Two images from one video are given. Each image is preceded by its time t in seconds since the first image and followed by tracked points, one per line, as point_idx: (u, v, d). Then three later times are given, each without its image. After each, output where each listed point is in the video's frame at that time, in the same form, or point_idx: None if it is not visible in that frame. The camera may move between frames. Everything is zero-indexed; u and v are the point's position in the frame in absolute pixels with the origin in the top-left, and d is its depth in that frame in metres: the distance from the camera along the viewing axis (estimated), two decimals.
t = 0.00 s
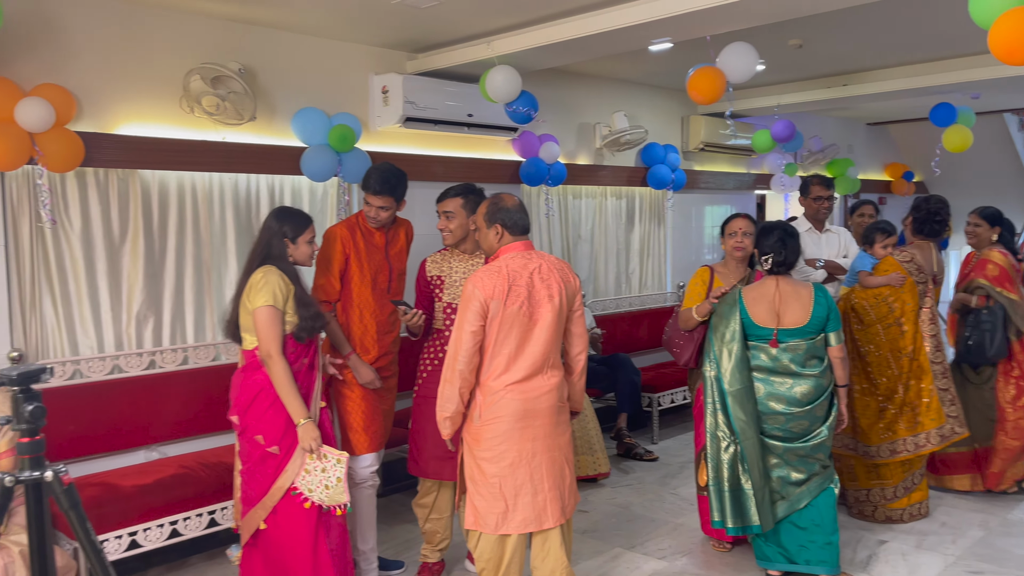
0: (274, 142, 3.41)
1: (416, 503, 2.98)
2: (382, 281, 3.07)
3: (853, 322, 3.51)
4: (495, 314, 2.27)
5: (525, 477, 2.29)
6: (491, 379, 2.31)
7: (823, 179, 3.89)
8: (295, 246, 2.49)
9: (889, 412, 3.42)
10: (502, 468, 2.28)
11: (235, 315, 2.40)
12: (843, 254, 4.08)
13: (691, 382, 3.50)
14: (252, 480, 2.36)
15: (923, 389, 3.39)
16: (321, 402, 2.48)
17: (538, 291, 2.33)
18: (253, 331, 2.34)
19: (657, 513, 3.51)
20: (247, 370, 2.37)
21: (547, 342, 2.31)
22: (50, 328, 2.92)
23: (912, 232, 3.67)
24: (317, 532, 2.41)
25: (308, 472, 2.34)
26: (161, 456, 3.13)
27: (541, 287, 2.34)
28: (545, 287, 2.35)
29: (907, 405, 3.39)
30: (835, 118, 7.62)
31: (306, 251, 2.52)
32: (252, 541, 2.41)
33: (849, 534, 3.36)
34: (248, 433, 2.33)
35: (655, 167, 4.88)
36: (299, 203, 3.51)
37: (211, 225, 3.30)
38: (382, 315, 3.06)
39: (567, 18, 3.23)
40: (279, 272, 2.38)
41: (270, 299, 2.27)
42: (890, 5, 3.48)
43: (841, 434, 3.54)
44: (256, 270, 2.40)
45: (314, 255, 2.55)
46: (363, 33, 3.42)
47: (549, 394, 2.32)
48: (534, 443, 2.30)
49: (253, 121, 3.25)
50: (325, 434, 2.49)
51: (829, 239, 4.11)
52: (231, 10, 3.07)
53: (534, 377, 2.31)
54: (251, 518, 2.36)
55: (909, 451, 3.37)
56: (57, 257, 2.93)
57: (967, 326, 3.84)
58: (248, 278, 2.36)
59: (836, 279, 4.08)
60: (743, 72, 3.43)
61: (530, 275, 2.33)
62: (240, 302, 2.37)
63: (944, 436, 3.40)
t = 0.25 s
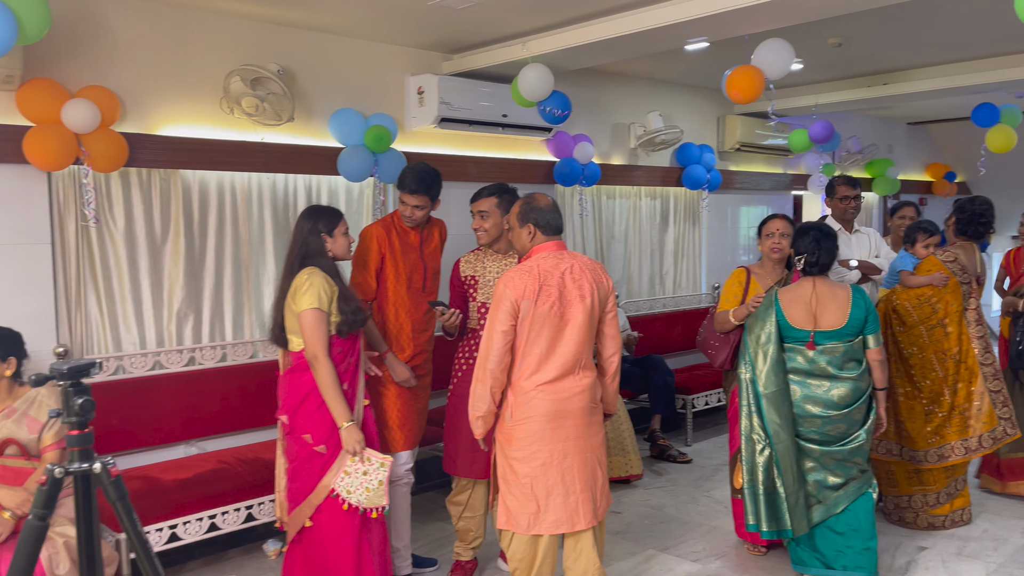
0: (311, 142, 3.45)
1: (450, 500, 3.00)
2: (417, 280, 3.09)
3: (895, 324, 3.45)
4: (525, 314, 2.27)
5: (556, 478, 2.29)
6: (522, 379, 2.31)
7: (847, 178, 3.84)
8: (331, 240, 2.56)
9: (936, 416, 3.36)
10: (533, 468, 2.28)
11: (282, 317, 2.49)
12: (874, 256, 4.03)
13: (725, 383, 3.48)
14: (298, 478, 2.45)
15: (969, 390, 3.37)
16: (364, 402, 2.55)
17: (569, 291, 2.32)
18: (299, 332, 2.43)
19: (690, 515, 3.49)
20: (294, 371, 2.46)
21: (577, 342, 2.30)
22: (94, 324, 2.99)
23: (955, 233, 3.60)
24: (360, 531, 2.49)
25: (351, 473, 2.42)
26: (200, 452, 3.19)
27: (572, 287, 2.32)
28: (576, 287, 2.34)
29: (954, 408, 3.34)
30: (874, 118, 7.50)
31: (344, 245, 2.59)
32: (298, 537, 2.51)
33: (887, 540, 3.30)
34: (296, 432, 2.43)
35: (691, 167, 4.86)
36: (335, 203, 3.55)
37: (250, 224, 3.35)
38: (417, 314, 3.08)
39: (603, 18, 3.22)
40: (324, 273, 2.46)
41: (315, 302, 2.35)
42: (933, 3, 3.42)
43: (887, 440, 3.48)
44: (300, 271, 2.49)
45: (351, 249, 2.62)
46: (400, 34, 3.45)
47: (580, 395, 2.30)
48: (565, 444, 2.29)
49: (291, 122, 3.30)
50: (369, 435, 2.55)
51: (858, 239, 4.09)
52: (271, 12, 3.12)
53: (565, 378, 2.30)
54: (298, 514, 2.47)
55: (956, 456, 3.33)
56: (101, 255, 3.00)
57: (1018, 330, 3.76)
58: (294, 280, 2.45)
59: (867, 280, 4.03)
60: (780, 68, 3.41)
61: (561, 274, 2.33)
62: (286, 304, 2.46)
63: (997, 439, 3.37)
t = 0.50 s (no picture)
0: (353, 140, 3.48)
1: (489, 497, 3.01)
2: (456, 277, 3.09)
3: (942, 326, 3.37)
4: (560, 312, 2.27)
5: (591, 477, 2.27)
6: (557, 378, 2.30)
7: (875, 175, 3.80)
8: (375, 236, 2.65)
9: (985, 420, 3.28)
10: (568, 466, 2.27)
11: (330, 314, 2.61)
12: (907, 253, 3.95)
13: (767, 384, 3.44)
14: (351, 474, 2.60)
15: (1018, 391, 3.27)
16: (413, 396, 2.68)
17: (604, 289, 2.30)
18: (348, 330, 2.54)
19: (730, 516, 3.45)
20: (345, 367, 2.59)
21: (612, 341, 2.27)
22: (143, 318, 3.06)
23: (1010, 232, 3.49)
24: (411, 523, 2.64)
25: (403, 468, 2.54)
26: (244, 444, 3.25)
27: (607, 285, 2.30)
28: (612, 284, 2.31)
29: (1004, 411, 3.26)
30: (922, 115, 7.33)
31: (385, 240, 2.69)
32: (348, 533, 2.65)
33: (934, 545, 3.23)
34: (349, 428, 2.57)
35: (733, 165, 4.82)
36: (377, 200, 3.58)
37: (294, 221, 3.39)
38: (456, 311, 3.09)
39: (646, 14, 3.20)
40: (369, 270, 2.57)
41: (364, 300, 2.47)
42: None
43: (932, 445, 3.40)
44: (346, 268, 2.58)
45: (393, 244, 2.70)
46: (441, 32, 3.46)
47: (615, 394, 2.27)
48: (600, 444, 2.26)
49: (334, 120, 3.34)
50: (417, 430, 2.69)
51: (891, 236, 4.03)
52: (316, 12, 3.16)
53: (600, 377, 2.27)
54: (350, 509, 2.61)
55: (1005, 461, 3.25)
56: (150, 250, 3.07)
57: None
58: (341, 278, 2.55)
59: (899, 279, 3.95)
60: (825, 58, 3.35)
61: (596, 272, 2.30)
62: (333, 302, 2.58)
63: None
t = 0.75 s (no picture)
0: (403, 136, 3.51)
1: (538, 491, 3.02)
2: (504, 272, 3.09)
3: (1002, 325, 3.27)
4: (599, 308, 2.26)
5: (632, 476, 2.23)
6: (598, 374, 2.28)
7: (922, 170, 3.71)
8: (426, 232, 2.69)
9: None
10: (611, 462, 2.25)
11: (385, 310, 2.68)
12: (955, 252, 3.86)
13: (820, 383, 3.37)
14: (406, 467, 2.72)
15: None
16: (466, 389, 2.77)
17: (644, 285, 2.24)
18: (403, 325, 2.63)
19: (781, 516, 3.40)
20: (401, 362, 2.69)
21: (653, 338, 2.22)
22: (200, 310, 3.14)
23: None
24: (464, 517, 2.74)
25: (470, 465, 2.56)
26: (296, 435, 3.31)
27: (648, 280, 2.24)
28: (654, 279, 2.25)
29: None
30: (982, 108, 7.10)
31: (437, 235, 2.73)
32: (402, 526, 2.77)
33: (995, 550, 3.13)
34: (405, 423, 2.70)
35: (785, 159, 4.74)
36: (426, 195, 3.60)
37: (345, 216, 3.44)
38: (504, 305, 3.10)
39: (699, 7, 3.16)
40: (424, 266, 2.64)
41: (419, 298, 2.54)
42: None
43: (991, 448, 3.32)
44: (400, 265, 2.64)
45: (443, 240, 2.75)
46: (491, 28, 3.47)
47: (657, 392, 2.22)
48: (642, 442, 2.22)
49: (385, 116, 3.38)
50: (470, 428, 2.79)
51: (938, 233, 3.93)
52: (368, 9, 3.19)
53: (641, 374, 2.22)
54: (405, 501, 2.73)
55: None
56: (206, 244, 3.14)
57: None
58: (395, 274, 2.62)
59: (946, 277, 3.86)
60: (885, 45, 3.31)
61: (636, 267, 2.26)
62: (388, 299, 2.65)
63: None
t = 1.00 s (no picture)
0: (449, 132, 3.54)
1: (584, 484, 3.04)
2: (548, 266, 3.10)
3: None
4: (633, 302, 2.26)
5: (668, 472, 2.20)
6: (637, 369, 2.27)
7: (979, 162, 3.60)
8: (475, 225, 2.74)
9: None
10: (649, 458, 2.24)
11: (435, 302, 2.74)
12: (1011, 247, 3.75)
13: (871, 381, 3.31)
14: (454, 460, 2.75)
15: None
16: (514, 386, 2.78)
17: (678, 279, 2.19)
18: (452, 319, 2.70)
19: (829, 515, 3.35)
20: (450, 356, 2.73)
21: (688, 333, 2.16)
22: (251, 303, 3.21)
23: None
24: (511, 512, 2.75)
25: (508, 460, 2.64)
26: (343, 426, 3.37)
27: (683, 274, 2.18)
28: (690, 273, 2.19)
29: None
30: None
31: (485, 230, 2.78)
32: (448, 518, 2.80)
33: None
34: (453, 415, 2.72)
35: (836, 152, 4.66)
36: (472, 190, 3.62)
37: (392, 210, 3.47)
38: (549, 299, 3.10)
39: None
40: (473, 261, 2.69)
41: (468, 292, 2.58)
42: None
43: None
44: (450, 258, 2.71)
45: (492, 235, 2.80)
46: (537, 22, 3.47)
47: (693, 388, 2.16)
48: (679, 438, 2.18)
49: (432, 111, 3.41)
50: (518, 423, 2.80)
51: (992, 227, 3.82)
52: (415, 4, 3.21)
53: (676, 370, 2.18)
54: (452, 493, 2.76)
55: None
56: (258, 238, 3.21)
57: None
58: (445, 269, 2.68)
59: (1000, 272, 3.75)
60: (941, 39, 3.24)
61: (671, 261, 2.21)
62: (438, 292, 2.71)
63: None
